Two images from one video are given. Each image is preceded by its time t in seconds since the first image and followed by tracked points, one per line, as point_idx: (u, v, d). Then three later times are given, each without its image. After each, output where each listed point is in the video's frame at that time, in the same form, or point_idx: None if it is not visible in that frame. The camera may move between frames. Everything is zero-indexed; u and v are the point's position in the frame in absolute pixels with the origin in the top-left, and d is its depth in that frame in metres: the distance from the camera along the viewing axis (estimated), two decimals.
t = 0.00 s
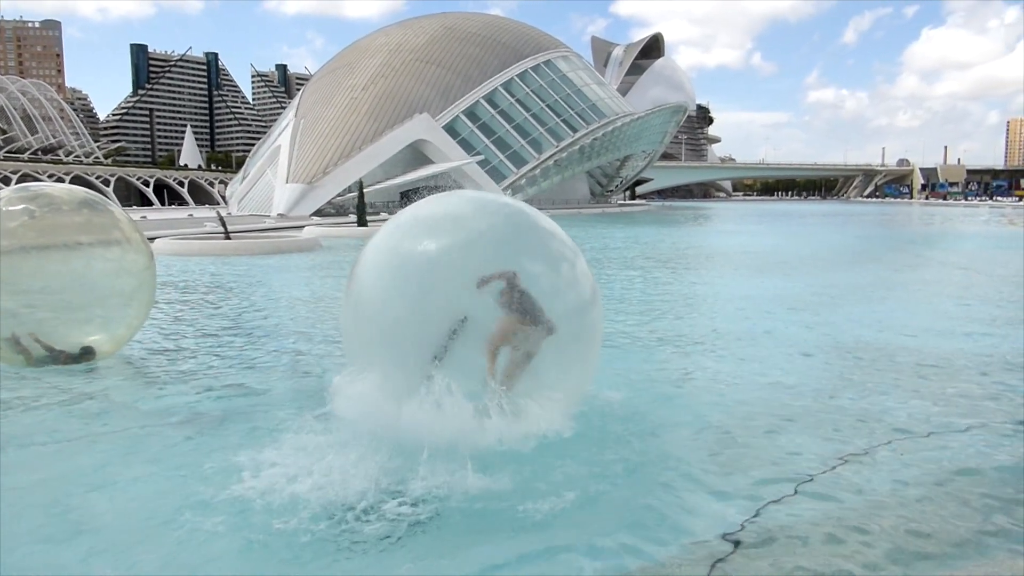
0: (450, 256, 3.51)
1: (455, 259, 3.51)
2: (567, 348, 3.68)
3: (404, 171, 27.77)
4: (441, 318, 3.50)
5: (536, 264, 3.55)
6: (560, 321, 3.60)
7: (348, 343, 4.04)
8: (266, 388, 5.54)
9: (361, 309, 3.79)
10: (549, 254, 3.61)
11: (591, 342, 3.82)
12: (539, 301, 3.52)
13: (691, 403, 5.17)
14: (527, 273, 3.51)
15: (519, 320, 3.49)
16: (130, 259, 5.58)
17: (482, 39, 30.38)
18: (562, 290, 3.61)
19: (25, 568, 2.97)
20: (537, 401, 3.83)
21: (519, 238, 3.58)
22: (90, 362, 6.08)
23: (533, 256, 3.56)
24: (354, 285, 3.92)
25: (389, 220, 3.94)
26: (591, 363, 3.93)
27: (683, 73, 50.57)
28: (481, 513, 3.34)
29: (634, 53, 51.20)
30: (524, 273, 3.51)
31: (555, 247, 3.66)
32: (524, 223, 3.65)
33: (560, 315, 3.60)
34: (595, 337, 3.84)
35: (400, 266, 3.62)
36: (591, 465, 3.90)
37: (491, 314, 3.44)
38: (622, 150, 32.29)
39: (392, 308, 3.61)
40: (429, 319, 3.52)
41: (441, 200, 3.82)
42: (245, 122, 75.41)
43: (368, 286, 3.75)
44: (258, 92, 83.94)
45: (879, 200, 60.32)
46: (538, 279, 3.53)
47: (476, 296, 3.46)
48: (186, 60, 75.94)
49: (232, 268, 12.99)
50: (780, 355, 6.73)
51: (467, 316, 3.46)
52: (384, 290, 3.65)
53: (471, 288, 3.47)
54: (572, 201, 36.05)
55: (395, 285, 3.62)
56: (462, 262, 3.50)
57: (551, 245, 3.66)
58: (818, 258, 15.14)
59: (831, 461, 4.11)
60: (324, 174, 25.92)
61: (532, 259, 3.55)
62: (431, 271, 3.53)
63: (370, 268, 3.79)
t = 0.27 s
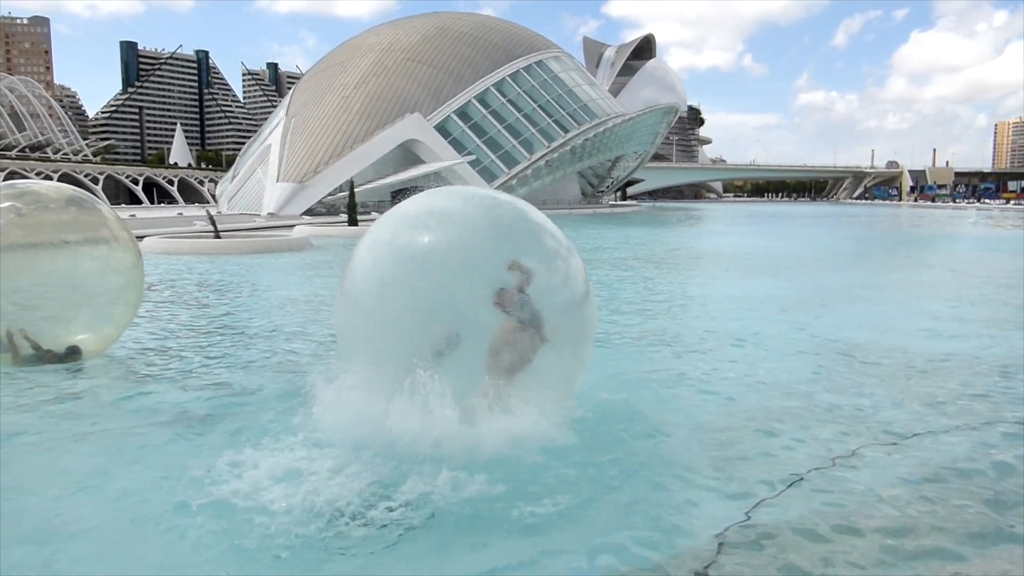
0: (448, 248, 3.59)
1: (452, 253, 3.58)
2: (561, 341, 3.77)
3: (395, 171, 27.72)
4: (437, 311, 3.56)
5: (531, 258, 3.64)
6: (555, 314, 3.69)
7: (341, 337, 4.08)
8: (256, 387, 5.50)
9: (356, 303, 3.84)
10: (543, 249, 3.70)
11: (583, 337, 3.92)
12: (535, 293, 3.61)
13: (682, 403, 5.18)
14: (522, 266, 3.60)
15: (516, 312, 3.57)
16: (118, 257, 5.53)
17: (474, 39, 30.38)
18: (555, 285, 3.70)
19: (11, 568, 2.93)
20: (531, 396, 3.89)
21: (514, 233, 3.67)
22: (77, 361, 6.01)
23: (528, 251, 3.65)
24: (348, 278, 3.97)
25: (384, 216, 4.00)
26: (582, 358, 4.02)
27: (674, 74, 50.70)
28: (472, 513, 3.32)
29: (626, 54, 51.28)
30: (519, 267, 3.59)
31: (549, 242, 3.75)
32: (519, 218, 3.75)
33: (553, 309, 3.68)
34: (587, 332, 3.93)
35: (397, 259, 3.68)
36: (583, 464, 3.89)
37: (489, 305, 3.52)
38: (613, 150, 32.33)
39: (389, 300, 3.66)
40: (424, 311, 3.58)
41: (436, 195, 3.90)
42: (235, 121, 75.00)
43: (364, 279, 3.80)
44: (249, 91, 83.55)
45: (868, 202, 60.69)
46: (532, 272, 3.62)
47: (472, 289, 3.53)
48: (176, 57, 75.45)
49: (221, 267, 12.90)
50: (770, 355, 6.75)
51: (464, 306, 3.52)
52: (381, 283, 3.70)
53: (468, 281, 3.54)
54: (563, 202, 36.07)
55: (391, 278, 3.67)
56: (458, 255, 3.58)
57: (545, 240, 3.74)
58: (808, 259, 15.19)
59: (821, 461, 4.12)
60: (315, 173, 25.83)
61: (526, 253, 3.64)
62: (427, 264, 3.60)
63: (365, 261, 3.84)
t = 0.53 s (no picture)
0: (449, 247, 3.59)
1: (453, 249, 3.58)
2: (561, 337, 3.78)
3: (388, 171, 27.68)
4: (438, 307, 3.57)
5: (533, 253, 3.64)
6: (555, 311, 3.69)
7: (342, 330, 4.09)
8: (248, 386, 5.48)
9: (357, 298, 3.85)
10: (545, 244, 3.69)
11: (582, 331, 3.92)
12: (536, 291, 3.61)
13: (672, 403, 5.21)
14: (523, 262, 3.60)
15: (517, 310, 3.58)
16: (108, 256, 5.49)
17: (467, 39, 30.35)
18: (557, 280, 3.69)
19: None
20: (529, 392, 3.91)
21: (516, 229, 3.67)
22: (65, 360, 5.97)
23: (530, 246, 3.64)
24: (350, 273, 3.99)
25: (385, 211, 4.00)
26: (582, 353, 4.03)
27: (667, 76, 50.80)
28: (463, 513, 3.32)
29: (618, 56, 51.35)
30: (520, 263, 3.59)
31: (551, 237, 3.74)
32: (520, 214, 3.73)
33: (553, 304, 3.68)
34: (586, 327, 3.94)
35: (398, 254, 3.69)
36: (575, 464, 3.88)
37: (490, 304, 3.52)
38: (606, 152, 32.36)
39: (390, 298, 3.67)
40: (426, 307, 3.59)
41: (438, 190, 3.89)
42: (227, 120, 74.72)
43: (366, 274, 3.81)
44: (241, 90, 83.37)
45: (860, 204, 60.97)
46: (533, 267, 3.61)
47: (473, 286, 3.54)
48: (168, 56, 75.11)
49: (214, 266, 12.86)
50: (760, 356, 6.77)
51: (465, 306, 3.53)
52: (382, 278, 3.71)
53: (468, 278, 3.55)
54: (556, 203, 36.09)
55: (393, 273, 3.69)
56: (459, 251, 3.58)
57: (546, 235, 3.74)
58: (800, 262, 15.23)
59: (813, 462, 4.13)
60: (308, 172, 25.77)
61: (528, 249, 3.63)
62: (429, 259, 3.60)
63: (368, 256, 3.85)
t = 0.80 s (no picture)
0: (452, 255, 3.61)
1: (455, 257, 3.61)
2: (564, 343, 3.80)
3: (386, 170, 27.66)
4: (440, 314, 3.60)
5: (535, 262, 3.65)
6: (557, 317, 3.71)
7: (344, 335, 4.12)
8: (243, 386, 5.46)
9: (359, 304, 3.88)
10: (547, 252, 3.70)
11: (583, 338, 3.93)
12: (539, 298, 3.63)
13: (669, 401, 5.21)
14: (525, 271, 3.61)
15: (519, 317, 3.60)
16: (103, 254, 5.47)
17: (465, 38, 30.32)
18: (558, 288, 3.70)
19: None
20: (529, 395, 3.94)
21: (518, 237, 3.68)
22: (60, 359, 5.94)
23: (531, 255, 3.65)
24: (353, 279, 4.01)
25: (388, 219, 4.02)
26: (585, 358, 4.05)
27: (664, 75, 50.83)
28: (459, 514, 3.30)
29: (616, 55, 51.35)
30: (522, 271, 3.60)
31: (553, 245, 3.75)
32: (522, 220, 3.75)
33: (555, 312, 3.69)
34: (588, 333, 3.94)
35: (400, 263, 3.71)
36: (572, 463, 3.88)
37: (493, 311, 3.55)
38: (604, 151, 32.35)
39: (393, 306, 3.69)
40: (427, 315, 3.62)
41: (441, 198, 3.91)
42: (224, 118, 74.60)
43: (368, 281, 3.84)
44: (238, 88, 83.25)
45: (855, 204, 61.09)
46: (535, 276, 3.62)
47: (475, 294, 3.57)
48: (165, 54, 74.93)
49: (209, 265, 12.83)
50: (757, 355, 6.78)
51: (467, 314, 3.57)
52: (385, 286, 3.74)
53: (470, 287, 3.57)
54: (553, 202, 36.09)
55: (394, 282, 3.71)
56: (461, 260, 3.60)
57: (548, 243, 3.74)
58: (797, 261, 15.23)
59: (809, 462, 4.12)
60: (305, 171, 25.73)
61: (530, 257, 3.64)
62: (431, 269, 3.63)
63: (370, 264, 3.87)
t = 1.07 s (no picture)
0: (451, 250, 3.65)
1: (454, 250, 3.65)
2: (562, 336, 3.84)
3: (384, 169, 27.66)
4: (441, 307, 3.64)
5: (533, 255, 3.71)
6: (556, 311, 3.76)
7: (344, 332, 4.15)
8: (242, 385, 5.45)
9: (360, 300, 3.91)
10: (545, 246, 3.76)
11: (582, 332, 3.99)
12: (537, 292, 3.69)
13: (668, 400, 5.20)
14: (524, 264, 3.66)
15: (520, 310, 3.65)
16: (102, 254, 5.48)
17: (463, 37, 30.32)
18: (557, 281, 3.76)
19: None
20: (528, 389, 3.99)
21: (516, 231, 3.74)
22: (59, 359, 5.93)
23: (530, 249, 3.72)
24: (353, 277, 4.05)
25: (386, 217, 4.07)
26: (582, 352, 4.10)
27: (663, 74, 50.83)
28: (457, 513, 3.30)
29: (615, 54, 51.35)
30: (521, 264, 3.66)
31: (551, 239, 3.82)
32: (518, 216, 3.82)
33: (554, 305, 3.74)
34: (586, 328, 4.00)
35: (400, 257, 3.75)
36: (570, 462, 3.87)
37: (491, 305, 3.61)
38: (602, 149, 32.32)
39: (393, 303, 3.73)
40: (429, 307, 3.65)
41: (439, 195, 3.97)
42: (223, 118, 74.59)
43: (369, 277, 3.88)
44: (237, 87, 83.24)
45: (855, 202, 60.99)
46: (534, 269, 3.68)
47: (475, 287, 3.61)
48: (164, 54, 74.87)
49: (208, 265, 12.80)
50: (757, 353, 6.77)
51: (468, 307, 3.61)
52: (386, 281, 3.77)
53: (470, 279, 3.62)
54: (552, 201, 36.08)
55: (395, 277, 3.75)
56: (461, 253, 3.65)
57: (546, 237, 3.81)
58: (796, 259, 15.23)
59: (808, 461, 4.09)
60: (304, 170, 25.72)
61: (528, 251, 3.70)
62: (430, 262, 3.67)
63: (370, 260, 3.91)
